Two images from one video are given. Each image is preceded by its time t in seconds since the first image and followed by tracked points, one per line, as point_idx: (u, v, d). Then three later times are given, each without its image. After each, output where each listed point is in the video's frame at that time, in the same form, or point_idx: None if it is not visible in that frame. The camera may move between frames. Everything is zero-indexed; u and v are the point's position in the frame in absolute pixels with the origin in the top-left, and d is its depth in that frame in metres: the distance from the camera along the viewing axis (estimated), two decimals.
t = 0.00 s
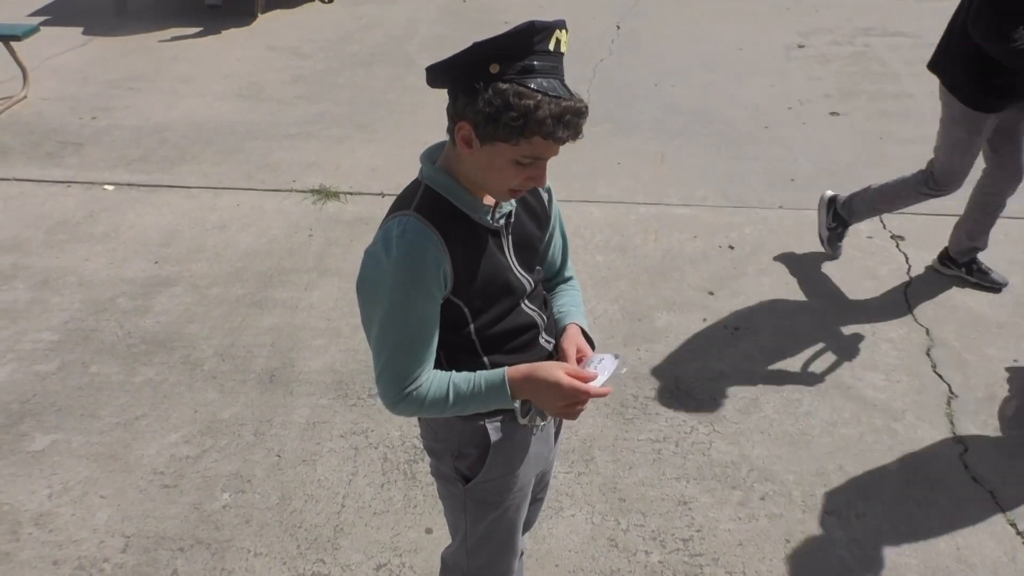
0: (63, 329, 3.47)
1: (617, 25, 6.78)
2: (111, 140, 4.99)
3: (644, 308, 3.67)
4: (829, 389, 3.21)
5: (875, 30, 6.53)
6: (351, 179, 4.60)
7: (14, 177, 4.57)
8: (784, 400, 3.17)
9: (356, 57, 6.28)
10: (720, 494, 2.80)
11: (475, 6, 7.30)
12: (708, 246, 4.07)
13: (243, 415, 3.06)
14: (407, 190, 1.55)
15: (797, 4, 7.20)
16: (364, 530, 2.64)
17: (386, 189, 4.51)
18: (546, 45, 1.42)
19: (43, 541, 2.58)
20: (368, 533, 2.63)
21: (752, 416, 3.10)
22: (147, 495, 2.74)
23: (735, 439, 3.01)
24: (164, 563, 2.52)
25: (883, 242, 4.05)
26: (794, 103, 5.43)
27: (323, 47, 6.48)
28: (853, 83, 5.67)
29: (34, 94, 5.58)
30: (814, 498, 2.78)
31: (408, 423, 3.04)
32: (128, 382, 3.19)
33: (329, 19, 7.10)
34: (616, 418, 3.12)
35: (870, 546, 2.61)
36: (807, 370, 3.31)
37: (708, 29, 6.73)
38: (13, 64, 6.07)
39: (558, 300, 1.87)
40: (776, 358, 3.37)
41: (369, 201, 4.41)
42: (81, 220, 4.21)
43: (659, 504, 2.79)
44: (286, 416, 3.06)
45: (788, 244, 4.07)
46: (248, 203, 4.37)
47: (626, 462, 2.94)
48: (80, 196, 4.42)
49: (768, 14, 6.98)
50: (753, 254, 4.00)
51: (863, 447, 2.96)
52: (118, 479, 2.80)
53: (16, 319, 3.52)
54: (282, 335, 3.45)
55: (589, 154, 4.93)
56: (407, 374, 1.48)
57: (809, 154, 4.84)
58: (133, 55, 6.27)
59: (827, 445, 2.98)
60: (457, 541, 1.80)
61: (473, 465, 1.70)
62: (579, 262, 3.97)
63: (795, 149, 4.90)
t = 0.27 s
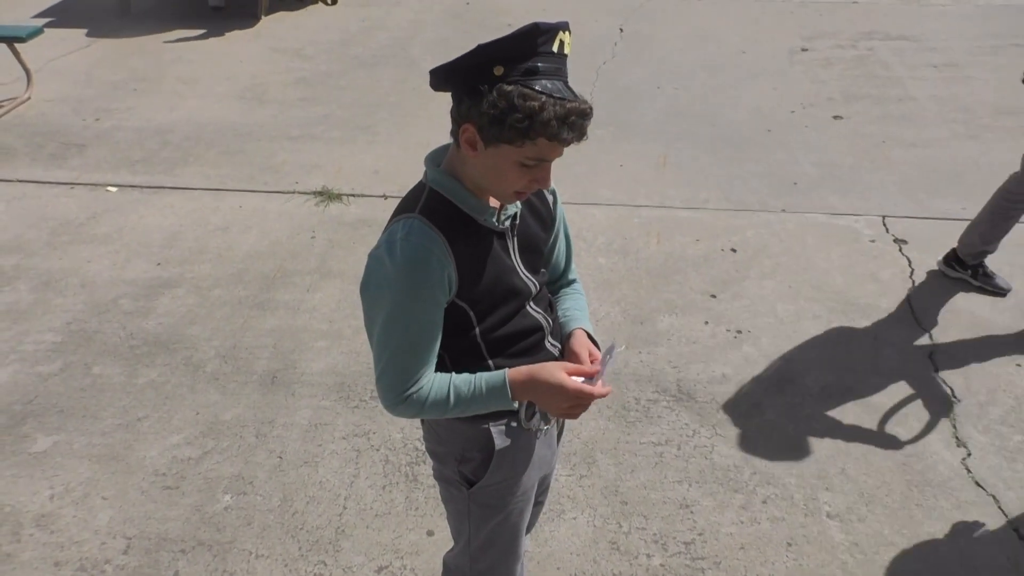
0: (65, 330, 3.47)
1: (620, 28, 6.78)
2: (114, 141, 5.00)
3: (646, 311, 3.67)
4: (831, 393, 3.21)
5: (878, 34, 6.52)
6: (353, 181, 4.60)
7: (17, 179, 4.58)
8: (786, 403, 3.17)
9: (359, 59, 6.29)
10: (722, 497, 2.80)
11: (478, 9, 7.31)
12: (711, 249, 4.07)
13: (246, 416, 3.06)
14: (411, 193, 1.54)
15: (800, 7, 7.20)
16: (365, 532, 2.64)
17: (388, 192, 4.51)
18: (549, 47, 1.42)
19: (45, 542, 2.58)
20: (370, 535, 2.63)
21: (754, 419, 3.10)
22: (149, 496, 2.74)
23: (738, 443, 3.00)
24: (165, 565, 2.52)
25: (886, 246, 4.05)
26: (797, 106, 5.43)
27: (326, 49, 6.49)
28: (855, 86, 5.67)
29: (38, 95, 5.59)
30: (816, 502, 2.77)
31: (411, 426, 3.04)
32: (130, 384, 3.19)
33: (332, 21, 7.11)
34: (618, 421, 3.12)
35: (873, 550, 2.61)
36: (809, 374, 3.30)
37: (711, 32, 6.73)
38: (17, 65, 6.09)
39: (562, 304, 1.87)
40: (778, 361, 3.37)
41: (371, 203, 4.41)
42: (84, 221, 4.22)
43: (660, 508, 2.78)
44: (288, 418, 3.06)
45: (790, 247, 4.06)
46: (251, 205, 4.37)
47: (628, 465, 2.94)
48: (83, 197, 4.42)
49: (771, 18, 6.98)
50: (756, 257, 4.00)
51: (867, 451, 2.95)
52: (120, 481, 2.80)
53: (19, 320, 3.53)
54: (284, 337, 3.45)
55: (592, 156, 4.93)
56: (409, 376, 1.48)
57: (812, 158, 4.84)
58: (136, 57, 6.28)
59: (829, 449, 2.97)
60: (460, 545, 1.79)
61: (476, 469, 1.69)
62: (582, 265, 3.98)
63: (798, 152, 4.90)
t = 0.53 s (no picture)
0: (68, 331, 3.48)
1: (622, 30, 6.78)
2: (116, 143, 5.00)
3: (648, 313, 3.66)
4: (833, 395, 3.20)
5: (881, 36, 6.52)
6: (355, 183, 4.60)
7: (20, 181, 4.59)
8: (789, 405, 3.16)
9: (361, 61, 6.29)
10: (724, 500, 2.79)
11: (480, 11, 7.32)
12: (713, 251, 4.07)
13: (248, 418, 3.06)
14: (414, 196, 1.54)
15: (803, 9, 7.20)
16: (367, 534, 2.64)
17: (390, 194, 4.51)
18: (553, 50, 1.42)
19: (47, 544, 2.58)
20: (371, 537, 2.63)
21: (756, 422, 3.09)
22: (151, 498, 2.74)
23: (740, 445, 3.00)
24: (167, 567, 2.52)
25: (888, 248, 4.04)
26: (799, 108, 5.43)
27: (328, 51, 6.50)
28: (858, 88, 5.66)
29: (41, 97, 5.60)
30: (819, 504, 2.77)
31: (413, 428, 3.03)
32: (132, 386, 3.19)
33: (335, 23, 7.12)
34: (620, 423, 3.11)
35: (875, 552, 2.60)
36: (811, 376, 3.30)
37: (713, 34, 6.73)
38: (20, 67, 6.10)
39: (566, 306, 1.87)
40: (780, 364, 3.36)
41: (373, 205, 4.41)
42: (87, 223, 4.22)
43: (662, 510, 2.78)
44: (290, 420, 3.06)
45: (793, 250, 4.06)
46: (253, 207, 4.37)
47: (630, 467, 2.93)
48: (85, 199, 4.43)
49: (773, 19, 6.98)
50: (758, 260, 4.00)
51: (869, 453, 2.95)
52: (122, 483, 2.80)
53: (21, 322, 3.53)
54: (286, 339, 3.45)
55: (594, 159, 4.93)
56: (412, 380, 1.49)
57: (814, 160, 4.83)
58: (139, 59, 6.29)
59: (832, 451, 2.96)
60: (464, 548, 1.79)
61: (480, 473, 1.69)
62: (584, 267, 3.98)
63: (800, 154, 4.89)
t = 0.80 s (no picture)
0: (69, 332, 3.48)
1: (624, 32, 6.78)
2: (118, 144, 5.00)
3: (650, 314, 3.66)
4: (835, 396, 3.20)
5: (882, 37, 6.51)
6: (357, 184, 4.60)
7: (21, 181, 4.58)
8: (791, 407, 3.16)
9: (363, 62, 6.30)
10: (725, 501, 2.79)
11: (482, 12, 7.32)
12: (714, 252, 4.07)
13: (249, 419, 3.06)
14: (418, 200, 1.53)
15: (804, 10, 7.20)
16: (368, 535, 2.63)
17: (391, 195, 4.51)
18: (566, 53, 1.43)
19: (48, 545, 2.58)
20: (372, 538, 2.62)
21: (758, 423, 3.09)
22: (152, 499, 2.74)
23: (741, 446, 2.99)
24: (169, 568, 2.52)
25: (890, 249, 4.04)
26: (801, 109, 5.42)
27: (330, 52, 6.50)
28: (859, 89, 5.66)
29: (42, 98, 5.60)
30: (821, 506, 2.76)
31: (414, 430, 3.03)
32: (133, 386, 3.19)
33: (336, 24, 7.12)
34: (622, 424, 3.11)
35: (877, 554, 2.60)
36: (813, 378, 3.29)
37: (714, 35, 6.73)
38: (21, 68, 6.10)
39: (567, 306, 1.88)
40: (782, 365, 3.36)
41: (374, 206, 4.41)
42: (88, 224, 4.22)
43: (664, 511, 2.78)
44: (291, 421, 3.05)
45: (794, 251, 4.06)
46: (254, 208, 4.37)
47: (631, 468, 2.93)
48: (86, 200, 4.43)
49: (774, 21, 6.98)
50: (759, 261, 3.99)
51: (870, 455, 2.94)
52: (123, 484, 2.79)
53: (22, 322, 3.53)
54: (287, 340, 3.45)
55: (595, 160, 4.92)
56: (416, 386, 1.48)
57: (815, 161, 4.83)
58: (140, 60, 6.29)
59: (833, 453, 2.96)
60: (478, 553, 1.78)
61: (484, 473, 1.70)
62: (585, 268, 3.97)
63: (802, 155, 4.89)
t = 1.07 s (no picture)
0: (70, 336, 3.48)
1: (624, 32, 6.78)
2: (118, 147, 5.00)
3: (651, 314, 3.66)
4: (837, 396, 3.19)
5: (883, 36, 6.50)
6: (357, 186, 4.60)
7: (21, 185, 4.59)
8: (793, 407, 3.15)
9: (363, 63, 6.29)
10: (729, 501, 2.78)
11: (481, 13, 7.32)
12: (715, 252, 4.06)
13: (250, 422, 3.06)
14: (423, 208, 1.52)
15: (804, 9, 7.19)
16: (371, 538, 2.63)
17: (392, 196, 4.50)
18: (584, 72, 1.42)
19: (50, 550, 2.58)
20: (374, 541, 2.62)
21: (760, 423, 3.08)
22: (154, 503, 2.74)
23: (744, 446, 2.99)
24: (171, 572, 2.52)
25: (891, 248, 4.03)
26: (802, 108, 5.41)
27: (329, 53, 6.50)
28: (860, 88, 5.65)
29: (42, 102, 5.60)
30: (824, 505, 2.76)
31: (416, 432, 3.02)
32: (135, 390, 3.19)
33: (336, 25, 7.12)
34: (623, 425, 3.11)
35: (881, 553, 2.60)
36: (816, 377, 3.28)
37: (714, 35, 6.73)
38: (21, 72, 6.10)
39: (566, 308, 1.87)
40: (784, 365, 3.35)
41: (375, 208, 4.40)
42: (89, 227, 4.22)
43: (666, 512, 2.77)
44: (292, 424, 3.05)
45: (795, 250, 4.05)
46: (255, 210, 4.37)
47: (634, 469, 2.93)
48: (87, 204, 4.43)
49: (774, 20, 6.97)
50: (761, 261, 3.99)
51: (873, 455, 2.93)
52: (125, 488, 2.79)
53: (23, 327, 3.53)
54: (289, 342, 3.44)
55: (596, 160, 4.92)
56: (422, 396, 1.48)
57: (816, 160, 4.82)
58: (140, 63, 6.29)
59: (836, 452, 2.95)
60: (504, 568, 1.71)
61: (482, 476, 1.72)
62: (587, 269, 3.97)
63: (802, 154, 4.88)
